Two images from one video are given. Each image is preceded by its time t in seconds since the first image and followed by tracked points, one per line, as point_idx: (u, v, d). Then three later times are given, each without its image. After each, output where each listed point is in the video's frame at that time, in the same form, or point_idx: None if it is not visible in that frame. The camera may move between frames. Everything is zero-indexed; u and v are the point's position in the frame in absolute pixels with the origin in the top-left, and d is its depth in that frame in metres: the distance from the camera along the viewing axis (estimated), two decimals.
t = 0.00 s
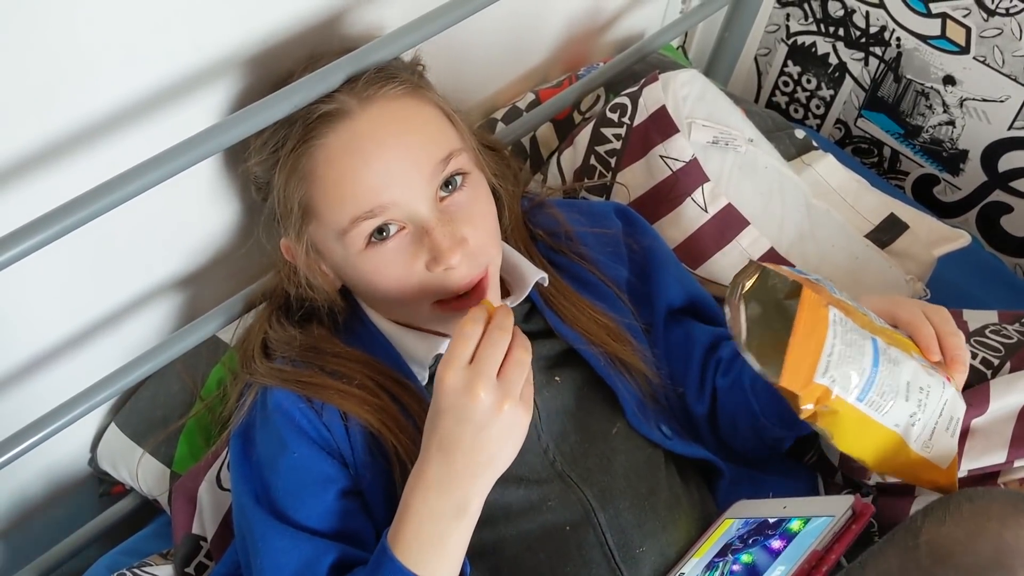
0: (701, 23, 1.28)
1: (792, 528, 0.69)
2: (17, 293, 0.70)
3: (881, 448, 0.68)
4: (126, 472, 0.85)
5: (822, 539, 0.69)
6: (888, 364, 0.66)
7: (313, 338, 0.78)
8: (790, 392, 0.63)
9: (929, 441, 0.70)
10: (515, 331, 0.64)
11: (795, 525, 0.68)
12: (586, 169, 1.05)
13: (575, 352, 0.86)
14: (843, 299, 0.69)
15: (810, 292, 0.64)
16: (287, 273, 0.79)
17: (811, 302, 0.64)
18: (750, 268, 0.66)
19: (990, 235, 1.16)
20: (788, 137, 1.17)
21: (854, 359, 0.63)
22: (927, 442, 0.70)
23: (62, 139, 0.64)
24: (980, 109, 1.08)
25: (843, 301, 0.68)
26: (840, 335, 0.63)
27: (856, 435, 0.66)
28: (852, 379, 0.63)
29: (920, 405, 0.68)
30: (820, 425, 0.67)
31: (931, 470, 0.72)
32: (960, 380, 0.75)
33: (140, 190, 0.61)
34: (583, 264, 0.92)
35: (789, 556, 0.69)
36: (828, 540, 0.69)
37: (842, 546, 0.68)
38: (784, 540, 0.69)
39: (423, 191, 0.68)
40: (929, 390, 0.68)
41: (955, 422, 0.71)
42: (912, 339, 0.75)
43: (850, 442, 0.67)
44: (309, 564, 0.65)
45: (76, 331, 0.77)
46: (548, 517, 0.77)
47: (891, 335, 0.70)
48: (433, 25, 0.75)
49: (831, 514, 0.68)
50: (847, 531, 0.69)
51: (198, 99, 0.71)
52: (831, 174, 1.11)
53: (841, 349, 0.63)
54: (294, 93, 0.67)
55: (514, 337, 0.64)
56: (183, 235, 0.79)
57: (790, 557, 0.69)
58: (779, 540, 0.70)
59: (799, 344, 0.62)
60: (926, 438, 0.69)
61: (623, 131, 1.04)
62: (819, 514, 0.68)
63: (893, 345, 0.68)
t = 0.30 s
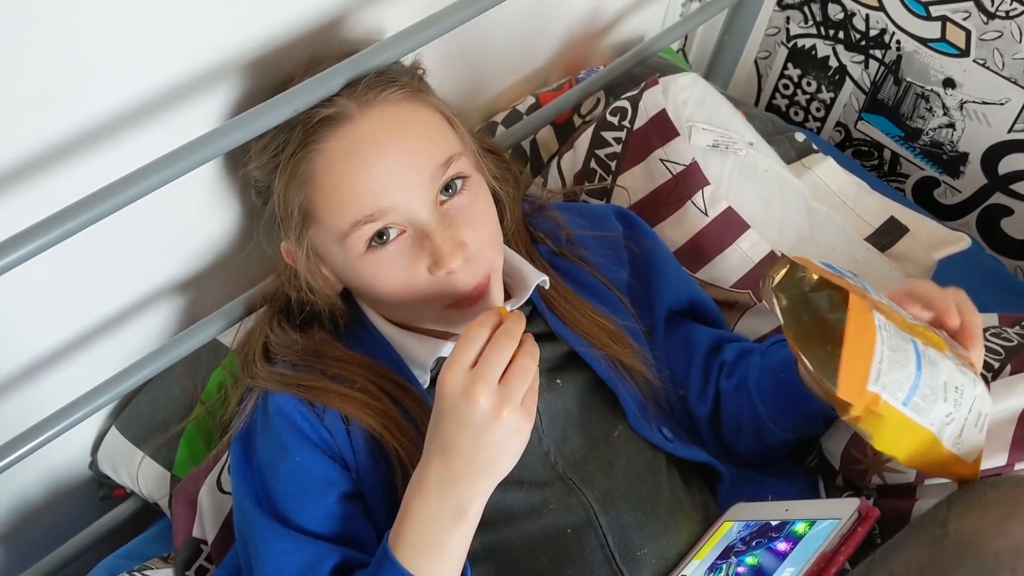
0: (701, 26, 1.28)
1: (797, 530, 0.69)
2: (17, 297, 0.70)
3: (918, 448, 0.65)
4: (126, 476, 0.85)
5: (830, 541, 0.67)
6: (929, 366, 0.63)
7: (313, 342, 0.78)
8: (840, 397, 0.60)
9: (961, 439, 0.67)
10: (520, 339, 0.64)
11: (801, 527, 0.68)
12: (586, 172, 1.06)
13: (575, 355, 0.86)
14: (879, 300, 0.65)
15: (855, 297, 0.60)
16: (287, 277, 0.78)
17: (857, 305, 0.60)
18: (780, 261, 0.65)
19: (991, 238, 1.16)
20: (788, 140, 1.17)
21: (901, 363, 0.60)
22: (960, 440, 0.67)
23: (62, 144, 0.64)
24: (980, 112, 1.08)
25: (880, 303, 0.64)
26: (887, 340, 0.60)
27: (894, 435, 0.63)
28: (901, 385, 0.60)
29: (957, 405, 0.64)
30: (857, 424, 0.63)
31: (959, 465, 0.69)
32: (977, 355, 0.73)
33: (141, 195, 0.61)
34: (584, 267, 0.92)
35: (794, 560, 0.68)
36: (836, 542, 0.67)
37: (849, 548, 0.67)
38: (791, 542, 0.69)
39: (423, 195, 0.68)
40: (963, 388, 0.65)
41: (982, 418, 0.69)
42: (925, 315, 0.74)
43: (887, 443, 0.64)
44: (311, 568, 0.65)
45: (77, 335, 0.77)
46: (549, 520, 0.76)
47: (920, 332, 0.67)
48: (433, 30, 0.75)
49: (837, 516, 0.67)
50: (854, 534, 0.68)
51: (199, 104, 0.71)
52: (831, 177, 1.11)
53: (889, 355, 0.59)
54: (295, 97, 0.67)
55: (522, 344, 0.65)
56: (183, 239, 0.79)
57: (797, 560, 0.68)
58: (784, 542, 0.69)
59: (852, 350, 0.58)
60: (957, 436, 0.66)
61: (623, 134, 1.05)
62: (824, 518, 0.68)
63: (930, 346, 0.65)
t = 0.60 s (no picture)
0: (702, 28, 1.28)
1: (797, 532, 0.68)
2: (17, 301, 0.70)
3: (953, 390, 0.58)
4: (126, 479, 0.85)
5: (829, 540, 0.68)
6: (939, 299, 0.57)
7: (314, 345, 0.78)
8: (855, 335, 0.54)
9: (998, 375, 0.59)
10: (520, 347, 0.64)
11: (800, 529, 0.68)
12: (586, 175, 1.06)
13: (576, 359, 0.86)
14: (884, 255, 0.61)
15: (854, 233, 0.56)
16: (288, 280, 0.78)
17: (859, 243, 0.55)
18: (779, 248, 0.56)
19: (993, 240, 1.16)
20: (789, 143, 1.17)
21: (913, 293, 0.55)
22: (1002, 376, 0.59)
23: (61, 147, 0.64)
24: (981, 114, 1.08)
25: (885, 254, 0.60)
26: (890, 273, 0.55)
27: (923, 376, 0.57)
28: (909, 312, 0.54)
29: (983, 335, 0.57)
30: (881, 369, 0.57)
31: (1002, 407, 0.61)
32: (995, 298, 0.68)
33: (140, 199, 0.61)
34: (584, 270, 0.92)
35: (795, 560, 0.69)
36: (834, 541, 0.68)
37: (848, 548, 0.67)
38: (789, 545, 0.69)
39: (423, 198, 0.68)
40: (986, 321, 0.59)
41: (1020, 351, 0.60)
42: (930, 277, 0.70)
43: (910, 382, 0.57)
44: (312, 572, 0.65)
45: (76, 338, 0.77)
46: (550, 524, 0.76)
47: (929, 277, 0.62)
48: (433, 33, 0.75)
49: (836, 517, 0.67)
50: (852, 534, 0.68)
51: (199, 107, 0.71)
52: (832, 179, 1.11)
53: (894, 286, 0.54)
54: (295, 100, 0.67)
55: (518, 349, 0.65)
56: (184, 242, 0.79)
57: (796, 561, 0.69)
58: (784, 543, 0.69)
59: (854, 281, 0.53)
60: (992, 371, 0.58)
61: (623, 138, 1.06)
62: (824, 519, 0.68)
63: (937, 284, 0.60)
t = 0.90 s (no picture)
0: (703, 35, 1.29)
1: (799, 541, 0.69)
2: (22, 310, 0.70)
3: (1010, 438, 0.56)
4: (131, 486, 0.85)
5: (831, 553, 0.68)
6: (1000, 350, 0.56)
7: (318, 353, 0.78)
8: (923, 393, 0.51)
9: None
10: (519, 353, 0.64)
11: (802, 538, 0.68)
12: (589, 182, 1.07)
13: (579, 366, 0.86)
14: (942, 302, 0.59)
15: (914, 288, 0.54)
16: (293, 288, 0.79)
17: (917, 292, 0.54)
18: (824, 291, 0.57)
19: (995, 246, 1.16)
20: (791, 150, 1.17)
21: (974, 344, 0.54)
22: None
23: (62, 159, 0.65)
24: (982, 120, 1.09)
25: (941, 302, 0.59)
26: (956, 324, 0.54)
27: (983, 429, 0.54)
28: (979, 367, 0.53)
29: None
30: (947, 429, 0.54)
31: None
32: None
33: (143, 210, 0.61)
34: (587, 276, 0.92)
35: (796, 569, 0.70)
36: (837, 552, 0.68)
37: (850, 559, 0.68)
38: (793, 554, 0.69)
39: (427, 206, 0.69)
40: None
41: None
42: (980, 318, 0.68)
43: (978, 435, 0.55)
44: None
45: (80, 346, 0.77)
46: (553, 531, 0.76)
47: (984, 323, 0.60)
48: (437, 42, 0.76)
49: (839, 527, 0.67)
50: (854, 544, 0.68)
51: (201, 117, 0.71)
52: (833, 186, 1.11)
53: (961, 339, 0.53)
54: (299, 110, 0.67)
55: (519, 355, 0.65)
56: (188, 251, 0.79)
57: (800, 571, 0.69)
58: (786, 553, 0.69)
59: (924, 338, 0.51)
60: None
61: (627, 145, 1.06)
62: (826, 529, 0.68)
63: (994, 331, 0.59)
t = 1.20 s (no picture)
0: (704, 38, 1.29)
1: (800, 543, 0.69)
2: (23, 313, 0.70)
3: (1019, 460, 0.61)
4: (132, 489, 0.86)
5: (834, 554, 0.67)
6: (1010, 381, 0.61)
7: (319, 356, 0.78)
8: (926, 425, 0.58)
9: None
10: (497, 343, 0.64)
11: (804, 541, 0.68)
12: (590, 185, 1.06)
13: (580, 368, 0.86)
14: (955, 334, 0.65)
15: (929, 327, 0.60)
16: (294, 292, 0.79)
17: (927, 333, 0.60)
18: (829, 317, 0.68)
19: (996, 248, 1.16)
20: (792, 152, 1.17)
21: (982, 380, 0.59)
22: None
23: (63, 163, 0.65)
24: (983, 123, 1.08)
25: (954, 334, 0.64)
26: (965, 360, 0.59)
27: (989, 457, 0.60)
28: (987, 400, 0.58)
29: None
30: (951, 457, 0.60)
31: None
32: None
33: (143, 214, 0.61)
34: (589, 279, 0.92)
35: (800, 569, 0.70)
36: (840, 554, 0.67)
37: (853, 560, 0.67)
38: (795, 556, 0.69)
39: (429, 209, 0.69)
40: None
41: None
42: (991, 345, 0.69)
43: (986, 464, 0.61)
44: None
45: (81, 350, 0.77)
46: (554, 534, 0.76)
47: (993, 350, 0.65)
48: (437, 45, 0.76)
49: (840, 530, 0.67)
50: (856, 546, 0.67)
51: (202, 121, 0.71)
52: (834, 188, 1.11)
53: (970, 374, 0.59)
54: (300, 113, 0.67)
55: (499, 344, 0.65)
56: (189, 254, 0.79)
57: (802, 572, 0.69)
58: (788, 555, 0.70)
59: (932, 375, 0.58)
60: None
61: (627, 148, 1.06)
62: (828, 531, 0.68)
63: (1003, 361, 0.64)
